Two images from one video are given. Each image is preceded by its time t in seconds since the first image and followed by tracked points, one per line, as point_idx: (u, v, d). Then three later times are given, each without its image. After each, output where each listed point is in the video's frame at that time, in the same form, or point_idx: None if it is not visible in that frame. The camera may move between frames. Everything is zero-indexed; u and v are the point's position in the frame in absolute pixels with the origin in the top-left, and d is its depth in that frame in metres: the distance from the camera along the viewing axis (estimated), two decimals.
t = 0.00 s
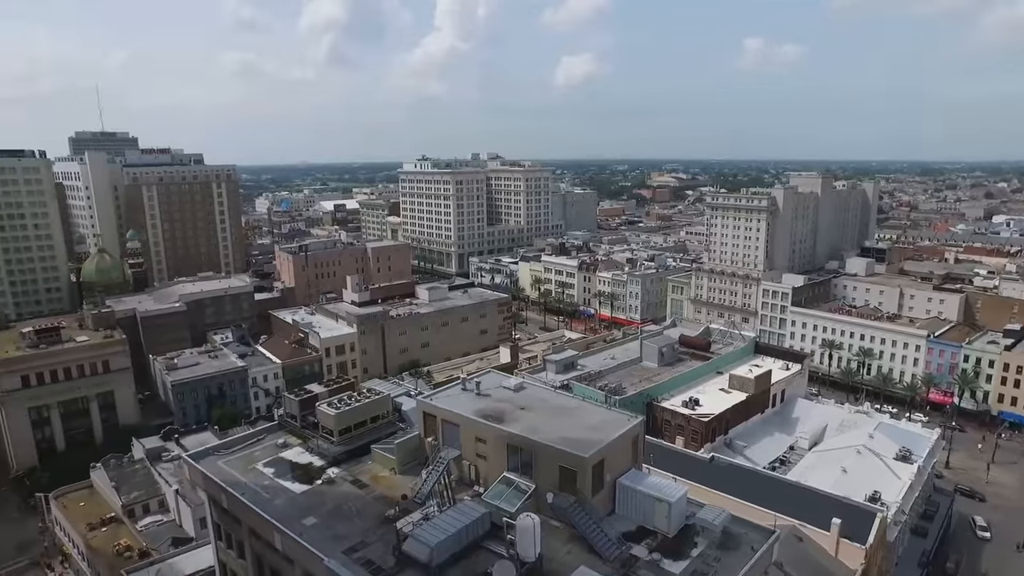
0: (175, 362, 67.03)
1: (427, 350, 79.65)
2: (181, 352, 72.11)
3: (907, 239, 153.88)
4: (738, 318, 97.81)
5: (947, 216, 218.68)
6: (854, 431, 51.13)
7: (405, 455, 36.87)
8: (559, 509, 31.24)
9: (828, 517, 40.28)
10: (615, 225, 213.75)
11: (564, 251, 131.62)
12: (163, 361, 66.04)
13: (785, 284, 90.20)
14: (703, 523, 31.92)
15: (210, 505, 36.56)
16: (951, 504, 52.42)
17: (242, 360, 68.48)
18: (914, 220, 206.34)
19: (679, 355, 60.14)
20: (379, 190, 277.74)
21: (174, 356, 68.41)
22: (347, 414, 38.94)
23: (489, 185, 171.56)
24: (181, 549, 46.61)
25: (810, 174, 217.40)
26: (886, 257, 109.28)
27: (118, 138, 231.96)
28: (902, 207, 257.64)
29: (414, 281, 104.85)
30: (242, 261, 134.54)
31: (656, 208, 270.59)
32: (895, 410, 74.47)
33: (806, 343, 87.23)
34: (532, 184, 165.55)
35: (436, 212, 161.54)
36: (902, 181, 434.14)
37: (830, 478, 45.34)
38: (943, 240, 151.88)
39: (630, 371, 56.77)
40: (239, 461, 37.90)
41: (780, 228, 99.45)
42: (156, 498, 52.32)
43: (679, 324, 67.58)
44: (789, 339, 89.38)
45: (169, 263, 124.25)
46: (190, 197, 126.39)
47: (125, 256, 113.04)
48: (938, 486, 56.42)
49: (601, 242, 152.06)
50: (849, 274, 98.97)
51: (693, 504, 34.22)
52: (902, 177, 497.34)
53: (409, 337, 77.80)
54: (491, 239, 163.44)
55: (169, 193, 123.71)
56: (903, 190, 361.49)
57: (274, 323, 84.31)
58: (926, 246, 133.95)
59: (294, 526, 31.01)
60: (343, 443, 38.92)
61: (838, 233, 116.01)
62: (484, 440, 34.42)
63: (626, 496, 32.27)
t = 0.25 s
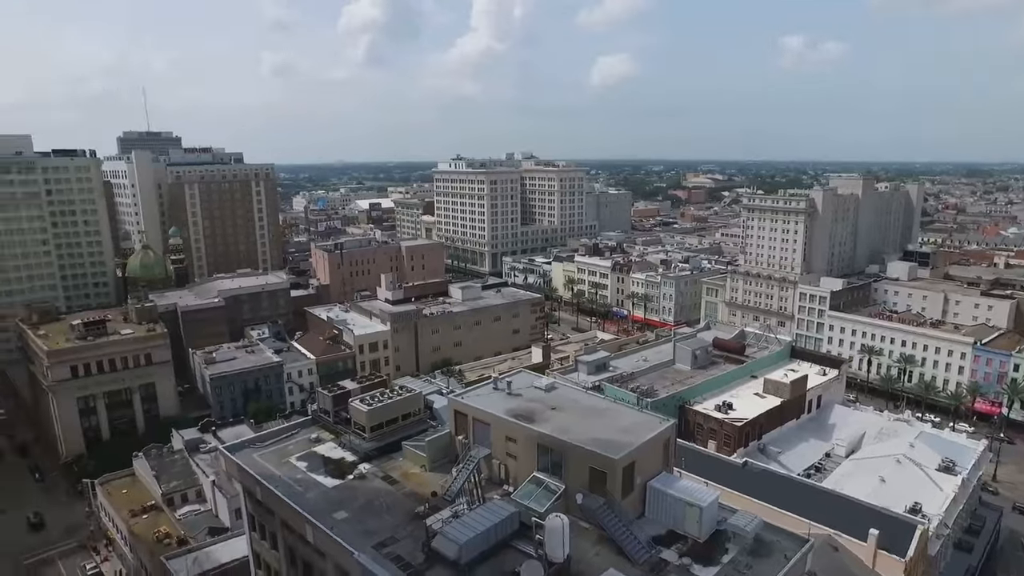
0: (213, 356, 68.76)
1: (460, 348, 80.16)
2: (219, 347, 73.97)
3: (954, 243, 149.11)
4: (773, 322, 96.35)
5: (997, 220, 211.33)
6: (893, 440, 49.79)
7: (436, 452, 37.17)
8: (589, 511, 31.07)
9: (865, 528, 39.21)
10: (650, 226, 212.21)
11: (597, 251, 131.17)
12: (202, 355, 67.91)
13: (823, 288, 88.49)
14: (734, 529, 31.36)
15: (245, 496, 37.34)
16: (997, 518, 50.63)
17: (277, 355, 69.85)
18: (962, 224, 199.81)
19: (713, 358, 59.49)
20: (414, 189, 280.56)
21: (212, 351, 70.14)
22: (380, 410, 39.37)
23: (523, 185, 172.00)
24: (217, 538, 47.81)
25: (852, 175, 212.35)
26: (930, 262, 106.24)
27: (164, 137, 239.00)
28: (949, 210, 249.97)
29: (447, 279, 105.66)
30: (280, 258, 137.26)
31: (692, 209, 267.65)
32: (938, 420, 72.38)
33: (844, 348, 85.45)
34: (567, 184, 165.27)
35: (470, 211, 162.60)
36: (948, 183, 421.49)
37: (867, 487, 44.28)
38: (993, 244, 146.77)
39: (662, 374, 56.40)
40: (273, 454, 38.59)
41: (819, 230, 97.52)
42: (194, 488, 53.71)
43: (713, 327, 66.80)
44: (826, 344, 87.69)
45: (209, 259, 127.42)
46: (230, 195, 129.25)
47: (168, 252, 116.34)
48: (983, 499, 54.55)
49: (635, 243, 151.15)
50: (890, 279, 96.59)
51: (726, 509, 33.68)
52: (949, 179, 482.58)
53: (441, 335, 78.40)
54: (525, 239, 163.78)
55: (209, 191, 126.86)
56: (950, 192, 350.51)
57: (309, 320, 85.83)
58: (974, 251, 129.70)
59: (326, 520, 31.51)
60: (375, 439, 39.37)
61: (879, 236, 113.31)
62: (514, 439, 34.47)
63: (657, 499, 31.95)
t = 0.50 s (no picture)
0: (255, 350, 70.60)
1: (497, 348, 80.54)
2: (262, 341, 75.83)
3: (1013, 249, 143.07)
4: (816, 327, 94.36)
5: None
6: (943, 453, 48.05)
7: (471, 450, 37.39)
8: (623, 513, 30.77)
9: (913, 542, 37.77)
10: (690, 228, 209.74)
11: (637, 252, 130.37)
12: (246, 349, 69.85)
13: (869, 293, 86.23)
14: (772, 538, 30.62)
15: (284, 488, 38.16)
16: None
17: (317, 351, 71.24)
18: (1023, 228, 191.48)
19: (752, 363, 58.52)
20: (453, 189, 282.84)
21: (255, 345, 71.96)
22: (416, 407, 39.74)
23: (562, 185, 172.14)
24: (257, 528, 49.02)
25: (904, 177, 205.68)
26: (986, 268, 102.34)
27: (213, 136, 246.06)
28: (1008, 213, 240.07)
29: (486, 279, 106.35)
30: (321, 255, 140.12)
31: (734, 211, 263.50)
32: (992, 432, 69.68)
33: (891, 355, 83.08)
34: (606, 184, 164.57)
35: (509, 211, 163.49)
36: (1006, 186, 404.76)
37: (913, 500, 42.86)
38: None
39: (700, 377, 55.76)
40: (312, 448, 39.24)
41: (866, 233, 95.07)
42: (236, 478, 55.16)
43: (754, 331, 65.70)
44: (872, 350, 85.44)
45: (253, 255, 130.68)
46: (275, 192, 132.19)
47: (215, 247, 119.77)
48: None
49: (675, 244, 149.74)
50: (942, 285, 93.47)
51: (764, 516, 32.97)
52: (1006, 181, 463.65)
53: (479, 334, 78.92)
54: (564, 239, 163.75)
55: (255, 188, 129.94)
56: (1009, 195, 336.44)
57: (349, 316, 87.35)
58: None
59: (362, 514, 31.98)
60: (411, 435, 39.77)
61: (930, 241, 109.79)
62: (550, 439, 34.41)
63: (693, 504, 31.50)
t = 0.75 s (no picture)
0: (290, 346, 72.13)
1: (528, 347, 80.63)
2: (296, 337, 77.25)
3: None
4: (854, 332, 92.40)
5: None
6: (987, 464, 46.38)
7: (501, 449, 37.46)
8: (652, 516, 30.32)
9: (954, 556, 36.40)
10: (725, 229, 207.00)
11: (670, 253, 129.28)
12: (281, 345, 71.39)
13: (911, 297, 84.04)
14: (805, 546, 29.86)
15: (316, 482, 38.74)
16: None
17: (350, 348, 72.39)
18: None
19: (787, 367, 57.55)
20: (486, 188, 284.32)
21: (289, 341, 73.52)
22: (447, 405, 39.99)
23: (596, 185, 171.62)
24: (290, 520, 49.89)
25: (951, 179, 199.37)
26: None
27: (252, 135, 251.55)
28: None
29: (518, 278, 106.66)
30: (356, 253, 142.11)
31: (772, 213, 259.18)
32: None
33: (934, 362, 80.83)
34: (640, 184, 163.35)
35: (542, 210, 163.71)
36: None
37: (955, 512, 41.48)
38: None
39: (733, 381, 55.10)
40: (343, 443, 39.84)
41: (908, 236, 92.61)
42: (269, 471, 56.19)
43: (789, 335, 64.60)
44: (913, 357, 83.29)
45: (289, 252, 133.06)
46: (311, 190, 134.40)
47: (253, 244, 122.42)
48: None
49: (709, 246, 148.08)
50: (988, 290, 90.47)
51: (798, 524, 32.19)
52: None
53: (510, 334, 79.11)
54: (597, 239, 163.22)
55: (291, 187, 132.32)
56: None
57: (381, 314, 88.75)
58: None
59: (391, 510, 32.29)
60: (441, 433, 40.02)
61: (977, 245, 106.39)
62: (579, 440, 34.23)
63: (724, 509, 30.94)
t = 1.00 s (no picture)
0: (326, 342, 73.65)
1: (561, 347, 80.57)
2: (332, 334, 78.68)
3: None
4: (897, 338, 90.00)
5: None
6: None
7: (533, 449, 37.45)
8: (685, 520, 29.74)
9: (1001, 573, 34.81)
10: (763, 232, 203.53)
11: (707, 255, 127.76)
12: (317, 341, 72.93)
13: (958, 303, 81.41)
14: (842, 556, 28.94)
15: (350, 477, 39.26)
16: None
17: (385, 345, 73.52)
18: None
19: (826, 373, 56.37)
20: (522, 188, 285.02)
21: (325, 337, 75.03)
22: (480, 404, 40.14)
23: (632, 185, 170.58)
24: (323, 514, 50.73)
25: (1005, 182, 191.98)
26: None
27: (293, 135, 256.69)
28: None
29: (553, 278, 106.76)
30: (391, 251, 143.87)
31: (813, 215, 253.79)
32: None
33: (982, 371, 78.15)
34: (677, 185, 161.59)
35: (578, 211, 163.48)
36: None
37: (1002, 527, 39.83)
38: None
39: (769, 386, 54.23)
40: (377, 439, 40.34)
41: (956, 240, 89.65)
42: (304, 465, 57.19)
43: (829, 340, 63.29)
44: (959, 365, 80.70)
45: (327, 250, 135.33)
46: (349, 189, 136.58)
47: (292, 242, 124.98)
48: None
49: (747, 248, 145.89)
50: None
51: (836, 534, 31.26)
52: None
53: (544, 334, 79.15)
54: (632, 240, 162.23)
55: (329, 185, 134.55)
56: None
57: (416, 313, 89.93)
58: None
59: (422, 506, 32.55)
60: (474, 432, 40.17)
61: None
62: (612, 441, 33.95)
63: (758, 516, 30.19)
